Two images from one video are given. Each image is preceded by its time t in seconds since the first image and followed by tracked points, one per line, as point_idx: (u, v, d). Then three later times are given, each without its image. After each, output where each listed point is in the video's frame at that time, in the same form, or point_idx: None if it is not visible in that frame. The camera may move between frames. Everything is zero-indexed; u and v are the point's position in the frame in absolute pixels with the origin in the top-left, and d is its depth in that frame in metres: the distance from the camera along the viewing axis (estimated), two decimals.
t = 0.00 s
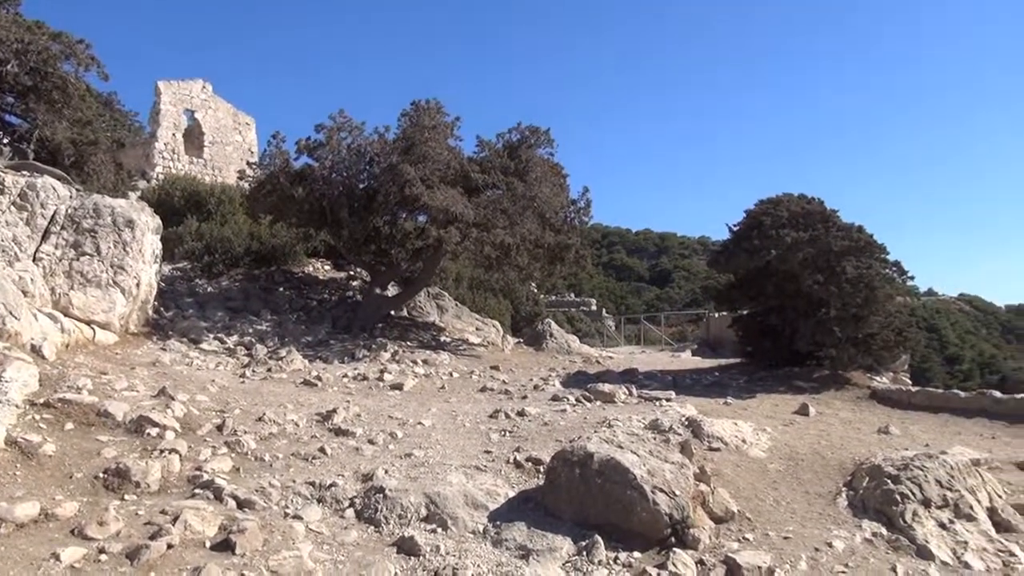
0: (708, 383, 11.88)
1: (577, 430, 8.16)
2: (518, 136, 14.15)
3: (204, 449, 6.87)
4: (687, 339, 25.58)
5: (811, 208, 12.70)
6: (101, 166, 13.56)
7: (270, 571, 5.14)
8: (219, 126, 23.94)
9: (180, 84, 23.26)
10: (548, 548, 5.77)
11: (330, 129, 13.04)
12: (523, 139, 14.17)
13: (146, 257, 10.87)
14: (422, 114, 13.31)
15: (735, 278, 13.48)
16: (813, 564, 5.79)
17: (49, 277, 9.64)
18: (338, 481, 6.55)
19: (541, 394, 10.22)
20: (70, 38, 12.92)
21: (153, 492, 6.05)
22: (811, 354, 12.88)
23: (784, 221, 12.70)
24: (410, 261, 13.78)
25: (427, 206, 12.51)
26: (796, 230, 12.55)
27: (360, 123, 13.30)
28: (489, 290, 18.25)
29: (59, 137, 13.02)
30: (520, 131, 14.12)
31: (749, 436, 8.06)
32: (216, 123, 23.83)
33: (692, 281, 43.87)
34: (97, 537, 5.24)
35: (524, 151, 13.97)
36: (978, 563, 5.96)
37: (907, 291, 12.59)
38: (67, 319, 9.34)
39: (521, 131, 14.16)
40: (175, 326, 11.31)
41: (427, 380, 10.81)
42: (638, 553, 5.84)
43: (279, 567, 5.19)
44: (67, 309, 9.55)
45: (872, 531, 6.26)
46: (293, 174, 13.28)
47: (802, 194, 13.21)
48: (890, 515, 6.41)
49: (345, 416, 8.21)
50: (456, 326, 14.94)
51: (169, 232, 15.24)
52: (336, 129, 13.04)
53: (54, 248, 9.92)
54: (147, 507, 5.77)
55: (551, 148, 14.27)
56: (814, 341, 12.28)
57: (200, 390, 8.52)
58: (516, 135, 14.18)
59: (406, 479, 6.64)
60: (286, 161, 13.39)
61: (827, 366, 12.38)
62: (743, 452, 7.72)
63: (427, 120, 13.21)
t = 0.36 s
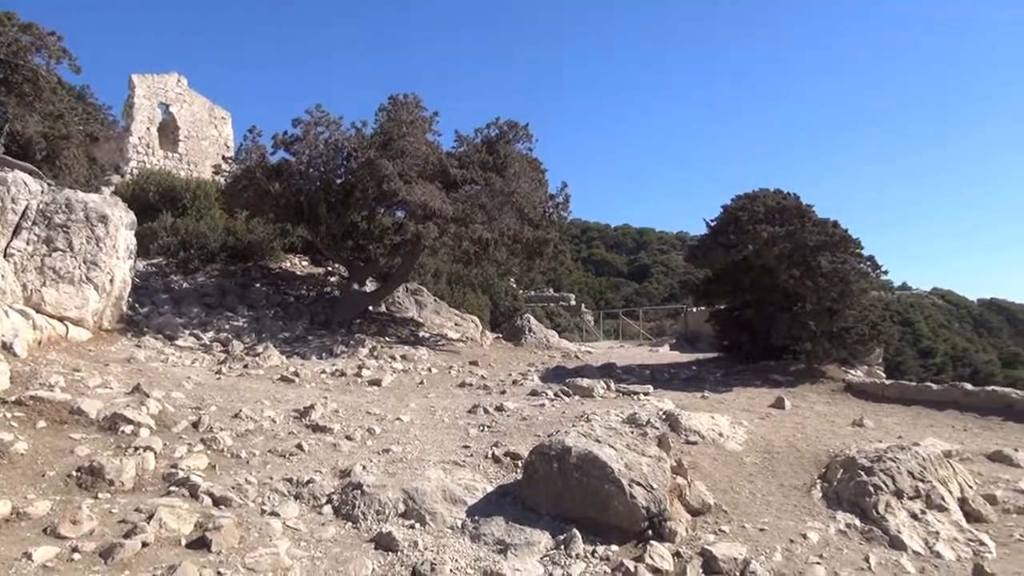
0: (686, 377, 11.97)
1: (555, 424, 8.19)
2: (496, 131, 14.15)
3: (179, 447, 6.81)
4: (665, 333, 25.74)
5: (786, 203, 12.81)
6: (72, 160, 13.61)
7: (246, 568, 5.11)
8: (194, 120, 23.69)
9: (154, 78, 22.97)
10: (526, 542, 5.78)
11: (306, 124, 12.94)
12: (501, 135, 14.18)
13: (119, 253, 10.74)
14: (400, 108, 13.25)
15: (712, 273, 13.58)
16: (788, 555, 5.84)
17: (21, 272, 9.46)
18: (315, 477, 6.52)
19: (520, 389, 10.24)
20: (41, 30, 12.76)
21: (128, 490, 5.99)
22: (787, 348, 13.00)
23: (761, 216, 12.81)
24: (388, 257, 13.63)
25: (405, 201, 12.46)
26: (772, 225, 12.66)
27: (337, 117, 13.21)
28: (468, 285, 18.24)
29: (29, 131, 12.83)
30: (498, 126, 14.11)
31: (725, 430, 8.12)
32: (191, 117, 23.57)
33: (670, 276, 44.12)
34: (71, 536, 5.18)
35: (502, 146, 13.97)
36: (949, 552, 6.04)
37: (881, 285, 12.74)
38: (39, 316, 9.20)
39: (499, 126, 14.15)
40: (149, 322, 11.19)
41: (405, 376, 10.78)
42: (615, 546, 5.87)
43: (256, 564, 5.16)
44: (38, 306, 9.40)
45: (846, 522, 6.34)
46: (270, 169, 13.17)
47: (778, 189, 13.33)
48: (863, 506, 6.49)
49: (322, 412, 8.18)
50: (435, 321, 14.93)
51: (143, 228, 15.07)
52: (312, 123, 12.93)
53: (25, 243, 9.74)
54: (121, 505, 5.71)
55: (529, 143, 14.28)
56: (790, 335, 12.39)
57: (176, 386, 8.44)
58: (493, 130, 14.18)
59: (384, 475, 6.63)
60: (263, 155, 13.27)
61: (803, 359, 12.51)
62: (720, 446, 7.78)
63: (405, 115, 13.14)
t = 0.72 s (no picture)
0: (664, 373, 12.03)
1: (533, 420, 8.21)
2: (475, 126, 14.11)
3: (154, 443, 6.74)
4: (644, 330, 25.87)
5: (764, 200, 12.91)
6: (45, 152, 13.24)
7: (222, 565, 5.07)
8: (171, 113, 23.43)
9: (130, 69, 22.68)
10: (504, 538, 5.78)
11: (284, 117, 12.83)
12: (481, 130, 14.15)
13: (93, 246, 10.60)
14: (379, 102, 13.17)
15: (690, 270, 13.67)
16: (763, 549, 5.89)
17: None
18: (292, 473, 6.49)
19: (499, 384, 10.25)
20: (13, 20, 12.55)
21: (101, 486, 5.92)
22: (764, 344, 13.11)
23: (738, 213, 12.91)
24: (366, 252, 13.73)
25: (383, 195, 12.41)
26: (749, 222, 12.76)
27: (316, 111, 13.11)
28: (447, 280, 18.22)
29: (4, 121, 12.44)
30: (477, 122, 14.08)
31: (702, 425, 8.18)
32: (168, 109, 23.31)
33: (650, 273, 44.33)
34: (43, 533, 5.11)
35: (482, 141, 13.95)
36: (921, 545, 6.11)
37: (856, 282, 12.88)
38: (11, 311, 9.05)
39: (479, 121, 14.12)
40: (124, 317, 11.06)
41: (384, 371, 10.75)
42: (593, 541, 5.88)
43: (231, 560, 5.13)
44: (11, 300, 9.20)
45: (821, 516, 6.40)
46: (247, 163, 13.05)
47: (756, 186, 13.42)
48: (837, 501, 6.57)
49: (300, 408, 8.13)
50: (414, 317, 14.90)
51: (118, 221, 14.89)
52: (291, 117, 12.83)
53: None
54: (95, 502, 5.65)
55: (509, 139, 14.26)
56: (767, 331, 12.50)
57: (151, 382, 8.36)
58: (473, 125, 14.14)
59: (362, 471, 6.60)
60: (240, 149, 13.15)
61: (779, 355, 12.62)
62: (697, 441, 7.83)
63: (384, 109, 13.07)
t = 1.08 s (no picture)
0: (642, 371, 12.09)
1: (512, 418, 8.22)
2: (454, 124, 14.09)
3: (129, 444, 6.66)
4: (623, 328, 25.98)
5: (741, 199, 13.00)
6: (17, 148, 13.01)
7: (198, 565, 5.02)
8: (146, 109, 23.17)
9: (104, 66, 22.38)
10: (483, 536, 5.78)
11: (262, 115, 12.72)
12: (460, 128, 14.13)
13: (67, 245, 10.44)
14: (358, 100, 13.10)
15: (669, 268, 13.75)
16: (740, 545, 5.93)
17: None
18: (270, 473, 6.45)
19: (478, 383, 10.25)
20: None
21: (75, 488, 5.84)
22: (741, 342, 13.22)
23: (716, 211, 13.00)
24: (345, 250, 13.51)
25: (362, 193, 12.37)
26: (727, 221, 12.85)
27: (294, 109, 13.02)
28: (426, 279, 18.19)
29: None
30: (457, 120, 14.06)
31: (680, 423, 8.23)
32: (143, 106, 23.05)
33: (629, 271, 44.50)
34: (14, 536, 5.03)
35: (461, 139, 13.94)
36: (895, 540, 6.18)
37: (832, 280, 13.02)
38: None
39: (458, 119, 14.10)
40: (98, 316, 10.93)
41: (362, 370, 10.70)
42: (571, 539, 5.90)
43: (208, 561, 5.08)
44: None
45: (797, 512, 6.46)
46: (224, 160, 12.94)
47: (733, 186, 13.52)
48: (813, 497, 6.64)
49: (278, 407, 8.08)
50: (393, 316, 14.86)
51: (92, 219, 14.69)
52: (268, 114, 12.73)
53: None
54: (68, 504, 5.57)
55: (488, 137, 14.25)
56: (744, 329, 12.61)
57: (126, 382, 8.26)
58: (452, 123, 14.12)
59: (340, 470, 6.57)
60: (216, 147, 13.02)
61: (757, 353, 12.75)
62: (676, 438, 7.87)
63: (363, 107, 13.00)
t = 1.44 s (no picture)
0: (623, 370, 12.13)
1: (493, 418, 8.21)
2: (436, 123, 14.07)
3: (105, 444, 6.58)
4: (604, 327, 26.08)
5: (722, 200, 13.08)
6: None
7: (175, 566, 4.98)
8: (124, 106, 22.93)
9: (81, 61, 22.11)
10: (463, 536, 5.78)
11: (242, 112, 12.62)
12: (442, 127, 14.11)
13: (43, 242, 10.30)
14: (340, 98, 13.02)
15: (650, 268, 13.80)
16: (719, 543, 5.96)
17: None
18: (248, 473, 6.40)
19: (459, 383, 10.23)
20: None
21: (50, 488, 5.76)
22: (721, 341, 13.31)
23: (697, 211, 13.07)
24: (327, 248, 13.49)
25: (343, 192, 12.31)
26: (708, 221, 12.92)
27: (275, 106, 12.94)
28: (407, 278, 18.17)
29: None
30: (439, 119, 14.04)
31: (661, 422, 8.26)
32: (120, 102, 22.80)
33: (611, 271, 44.63)
34: None
35: (443, 138, 13.93)
36: (871, 538, 6.24)
37: (812, 280, 13.14)
38: None
39: (440, 118, 14.08)
40: (75, 315, 10.79)
41: (343, 370, 10.65)
42: (552, 538, 5.91)
43: (185, 562, 5.03)
44: None
45: (775, 510, 6.52)
46: (203, 158, 12.81)
47: (714, 186, 13.60)
48: (792, 495, 6.70)
49: (257, 407, 8.02)
50: (374, 315, 14.81)
51: (68, 216, 14.50)
52: (248, 111, 12.63)
53: None
54: (43, 505, 5.50)
55: (470, 136, 14.24)
56: (724, 328, 12.67)
57: (102, 381, 8.16)
58: (434, 122, 14.10)
59: (320, 470, 6.54)
60: (196, 144, 12.89)
61: (737, 353, 12.77)
62: (656, 438, 7.91)
63: (344, 105, 12.93)
